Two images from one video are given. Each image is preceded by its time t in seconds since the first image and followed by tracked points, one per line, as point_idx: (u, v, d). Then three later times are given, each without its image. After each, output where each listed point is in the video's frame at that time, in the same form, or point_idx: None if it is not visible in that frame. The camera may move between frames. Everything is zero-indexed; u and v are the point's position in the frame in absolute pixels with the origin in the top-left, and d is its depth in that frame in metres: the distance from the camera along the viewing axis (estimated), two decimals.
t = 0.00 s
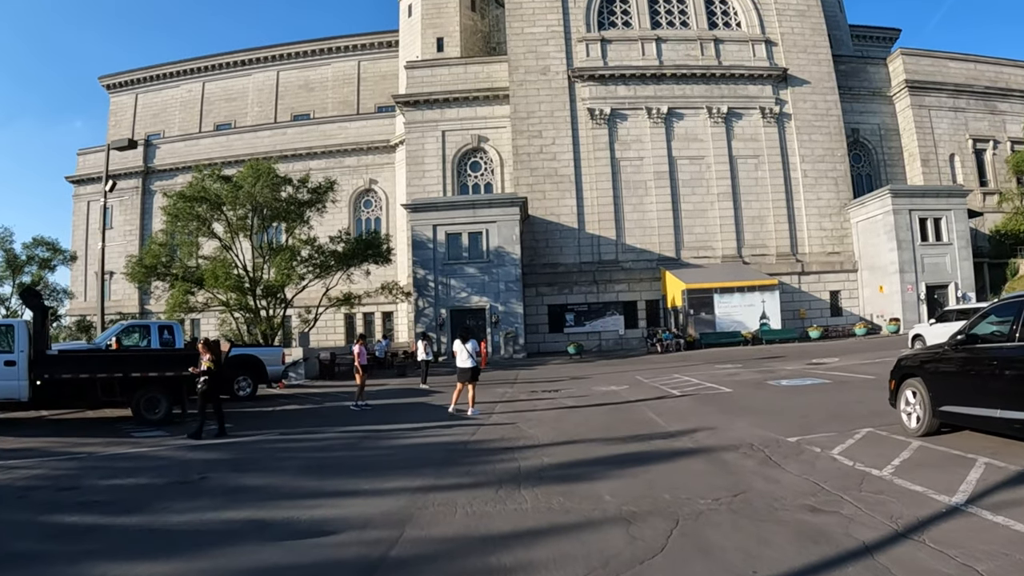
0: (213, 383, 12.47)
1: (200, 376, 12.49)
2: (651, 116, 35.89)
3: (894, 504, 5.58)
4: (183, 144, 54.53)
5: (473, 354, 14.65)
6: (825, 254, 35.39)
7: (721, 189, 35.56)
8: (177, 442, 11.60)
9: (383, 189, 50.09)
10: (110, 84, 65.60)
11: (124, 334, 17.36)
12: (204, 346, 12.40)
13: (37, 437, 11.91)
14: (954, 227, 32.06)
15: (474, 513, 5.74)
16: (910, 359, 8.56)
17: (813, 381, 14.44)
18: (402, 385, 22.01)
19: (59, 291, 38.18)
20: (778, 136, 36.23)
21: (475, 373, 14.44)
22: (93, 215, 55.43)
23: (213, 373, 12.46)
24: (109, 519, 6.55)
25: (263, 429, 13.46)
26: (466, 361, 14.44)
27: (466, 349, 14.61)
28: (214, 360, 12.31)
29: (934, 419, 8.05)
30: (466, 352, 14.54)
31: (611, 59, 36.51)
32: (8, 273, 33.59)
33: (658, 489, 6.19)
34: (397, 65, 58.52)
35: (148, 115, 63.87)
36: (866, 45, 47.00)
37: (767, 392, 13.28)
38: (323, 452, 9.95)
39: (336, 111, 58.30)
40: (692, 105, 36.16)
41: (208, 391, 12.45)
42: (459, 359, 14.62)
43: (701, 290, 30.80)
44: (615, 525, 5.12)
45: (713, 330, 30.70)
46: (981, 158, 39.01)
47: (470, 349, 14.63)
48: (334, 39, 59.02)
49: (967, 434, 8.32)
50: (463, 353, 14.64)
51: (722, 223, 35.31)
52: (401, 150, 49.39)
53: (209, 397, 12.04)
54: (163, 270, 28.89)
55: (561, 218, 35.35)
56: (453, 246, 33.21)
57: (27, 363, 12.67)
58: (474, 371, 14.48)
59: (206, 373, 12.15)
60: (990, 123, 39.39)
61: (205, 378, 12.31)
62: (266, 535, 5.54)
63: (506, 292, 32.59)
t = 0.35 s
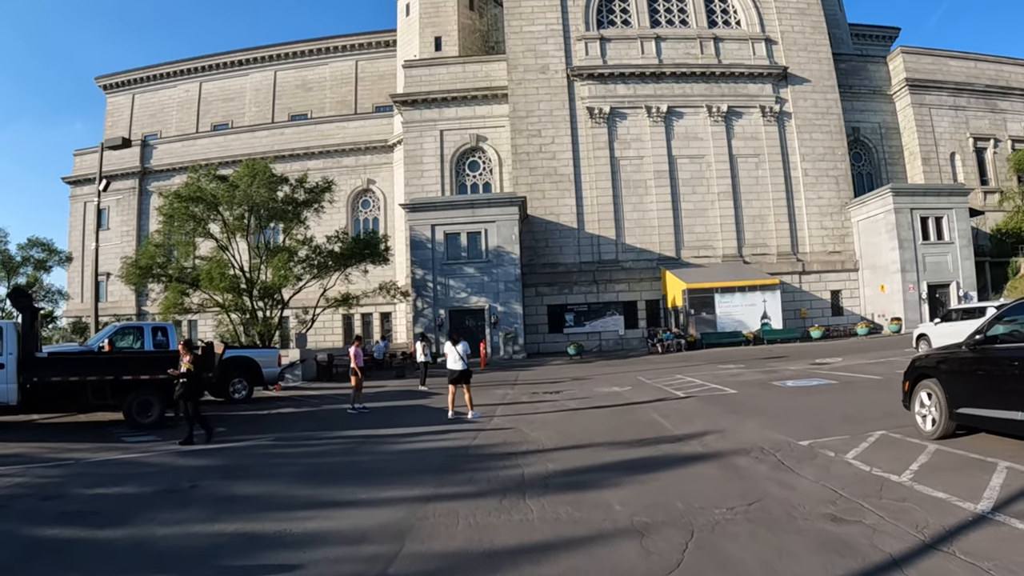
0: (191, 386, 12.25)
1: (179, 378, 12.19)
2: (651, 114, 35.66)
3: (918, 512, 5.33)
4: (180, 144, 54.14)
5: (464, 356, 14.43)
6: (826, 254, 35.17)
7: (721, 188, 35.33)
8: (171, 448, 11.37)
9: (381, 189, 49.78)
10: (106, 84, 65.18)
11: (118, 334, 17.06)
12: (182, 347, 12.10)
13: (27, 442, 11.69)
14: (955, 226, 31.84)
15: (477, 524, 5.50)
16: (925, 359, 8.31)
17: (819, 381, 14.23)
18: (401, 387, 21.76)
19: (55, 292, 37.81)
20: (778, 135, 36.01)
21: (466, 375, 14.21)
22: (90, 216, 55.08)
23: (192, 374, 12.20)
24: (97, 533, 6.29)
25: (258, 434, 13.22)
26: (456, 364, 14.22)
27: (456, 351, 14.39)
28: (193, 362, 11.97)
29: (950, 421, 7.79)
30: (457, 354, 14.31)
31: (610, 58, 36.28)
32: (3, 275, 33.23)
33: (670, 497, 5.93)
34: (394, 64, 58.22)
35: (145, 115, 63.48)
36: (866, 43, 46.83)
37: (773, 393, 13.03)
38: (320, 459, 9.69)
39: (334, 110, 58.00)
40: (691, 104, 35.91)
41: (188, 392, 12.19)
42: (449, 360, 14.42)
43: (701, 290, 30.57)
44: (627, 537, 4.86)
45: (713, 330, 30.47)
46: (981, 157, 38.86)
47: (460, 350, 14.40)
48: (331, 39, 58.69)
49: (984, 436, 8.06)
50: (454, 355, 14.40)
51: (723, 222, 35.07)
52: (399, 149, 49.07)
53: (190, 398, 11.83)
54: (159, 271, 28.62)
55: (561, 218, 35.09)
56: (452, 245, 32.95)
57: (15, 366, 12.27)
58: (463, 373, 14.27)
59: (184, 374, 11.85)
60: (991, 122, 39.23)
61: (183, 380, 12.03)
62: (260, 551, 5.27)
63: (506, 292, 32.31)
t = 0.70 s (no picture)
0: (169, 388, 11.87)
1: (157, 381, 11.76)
2: (650, 112, 35.39)
3: (936, 525, 5.06)
4: (176, 143, 53.73)
5: (453, 358, 14.18)
6: (826, 253, 34.95)
7: (721, 186, 35.08)
8: (159, 455, 11.12)
9: (378, 188, 49.46)
10: (102, 83, 64.76)
11: (107, 335, 16.77)
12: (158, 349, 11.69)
13: (12, 446, 11.42)
14: (956, 224, 31.61)
15: (472, 538, 5.22)
16: (937, 362, 8.04)
17: (822, 383, 13.97)
18: (397, 388, 21.48)
19: (49, 292, 37.44)
20: (777, 133, 35.78)
21: (456, 377, 14.06)
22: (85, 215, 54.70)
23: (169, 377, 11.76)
24: (73, 547, 5.99)
25: (250, 438, 12.96)
26: (446, 366, 14.02)
27: (445, 352, 14.17)
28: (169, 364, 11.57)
29: (963, 426, 7.52)
30: (446, 356, 14.10)
31: (609, 55, 36.00)
32: None
33: (675, 508, 5.65)
34: (392, 63, 57.85)
35: (141, 114, 63.03)
36: (866, 42, 46.61)
37: (775, 395, 12.77)
38: (312, 465, 9.39)
39: (330, 109, 57.64)
40: (691, 102, 35.66)
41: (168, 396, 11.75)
42: (439, 362, 14.21)
43: (701, 290, 30.35)
44: (631, 553, 4.59)
45: (712, 330, 30.22)
46: (982, 156, 38.68)
47: (449, 353, 14.13)
48: (329, 36, 58.30)
49: (997, 442, 7.79)
50: (443, 357, 14.19)
51: (722, 221, 34.83)
52: (397, 148, 48.72)
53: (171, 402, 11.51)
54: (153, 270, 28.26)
55: (559, 216, 34.82)
56: (449, 245, 32.67)
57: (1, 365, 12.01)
58: (454, 376, 14.08)
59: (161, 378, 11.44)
60: (991, 121, 39.05)
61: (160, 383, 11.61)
62: (241, 567, 4.99)
63: (504, 291, 32.02)
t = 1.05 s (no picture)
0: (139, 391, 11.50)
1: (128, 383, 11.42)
2: (647, 112, 35.15)
3: (944, 540, 4.80)
4: (172, 142, 53.32)
5: (444, 359, 14.00)
6: (824, 253, 34.75)
7: (718, 186, 34.85)
8: (143, 458, 10.83)
9: (374, 188, 49.15)
10: (98, 81, 64.35)
11: (95, 335, 16.41)
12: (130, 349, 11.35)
13: None
14: (955, 226, 31.46)
15: (456, 551, 4.93)
16: (941, 365, 7.78)
17: (821, 385, 13.71)
18: (390, 389, 21.19)
19: (42, 291, 37.04)
20: (776, 133, 35.58)
21: (447, 379, 13.88)
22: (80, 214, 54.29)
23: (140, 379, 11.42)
24: (41, 555, 5.70)
25: (236, 440, 12.68)
26: (437, 367, 13.84)
27: (435, 353, 13.98)
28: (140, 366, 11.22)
29: (969, 432, 7.28)
30: (437, 357, 13.92)
31: (606, 55, 35.77)
32: None
33: (671, 519, 5.38)
34: (389, 62, 57.57)
35: (137, 112, 62.62)
36: (864, 42, 46.47)
37: (774, 398, 12.51)
38: (297, 471, 9.11)
39: (327, 108, 57.31)
40: (688, 102, 35.44)
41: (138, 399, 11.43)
42: (429, 364, 14.02)
43: (698, 291, 30.16)
44: (623, 569, 4.32)
45: (710, 331, 29.98)
46: (981, 157, 38.56)
47: (440, 353, 13.95)
48: (325, 36, 57.97)
49: (1003, 447, 7.56)
50: (434, 358, 14.00)
51: (720, 222, 34.63)
52: (393, 147, 48.41)
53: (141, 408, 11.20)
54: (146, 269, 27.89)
55: (555, 216, 34.57)
56: (445, 244, 32.39)
57: None
58: (445, 377, 13.90)
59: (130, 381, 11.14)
60: (990, 121, 38.94)
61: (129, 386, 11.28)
62: None
63: (500, 292, 31.74)
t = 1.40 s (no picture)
0: (105, 394, 11.19)
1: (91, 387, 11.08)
2: (642, 116, 35.00)
3: (957, 555, 4.55)
4: (165, 142, 52.78)
5: (433, 363, 13.69)
6: (819, 259, 34.64)
7: (713, 191, 34.72)
8: (121, 463, 10.45)
9: (367, 191, 48.79)
10: (91, 81, 63.76)
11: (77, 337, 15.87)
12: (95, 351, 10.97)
13: None
14: (950, 232, 31.44)
15: (440, 566, 4.62)
16: (946, 372, 7.57)
17: (818, 391, 13.48)
18: (380, 393, 20.83)
19: (30, 292, 36.43)
20: (771, 138, 35.49)
21: (436, 384, 13.58)
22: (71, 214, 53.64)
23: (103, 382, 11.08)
24: None
25: (220, 446, 12.31)
26: (425, 372, 13.52)
27: (424, 358, 13.68)
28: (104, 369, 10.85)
29: (975, 441, 7.07)
30: (425, 361, 13.60)
31: (601, 58, 35.60)
32: None
33: (668, 534, 5.09)
34: (383, 64, 57.32)
35: (131, 113, 62.03)
36: (859, 48, 46.60)
37: (771, 405, 12.26)
38: (278, 478, 8.76)
39: (321, 110, 56.97)
40: (683, 106, 35.35)
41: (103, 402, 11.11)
42: (418, 368, 13.70)
43: (692, 296, 29.97)
44: None
45: (704, 337, 29.78)
46: (976, 163, 38.69)
47: (429, 358, 13.66)
48: (319, 37, 57.66)
49: (1010, 457, 7.34)
50: (423, 362, 13.68)
51: (714, 226, 34.48)
52: (386, 150, 48.07)
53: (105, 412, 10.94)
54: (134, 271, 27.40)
55: (549, 220, 34.35)
56: (437, 247, 32.10)
57: None
58: (434, 382, 13.61)
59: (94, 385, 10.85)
60: (985, 127, 39.07)
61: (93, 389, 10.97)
62: None
63: (493, 295, 31.44)
